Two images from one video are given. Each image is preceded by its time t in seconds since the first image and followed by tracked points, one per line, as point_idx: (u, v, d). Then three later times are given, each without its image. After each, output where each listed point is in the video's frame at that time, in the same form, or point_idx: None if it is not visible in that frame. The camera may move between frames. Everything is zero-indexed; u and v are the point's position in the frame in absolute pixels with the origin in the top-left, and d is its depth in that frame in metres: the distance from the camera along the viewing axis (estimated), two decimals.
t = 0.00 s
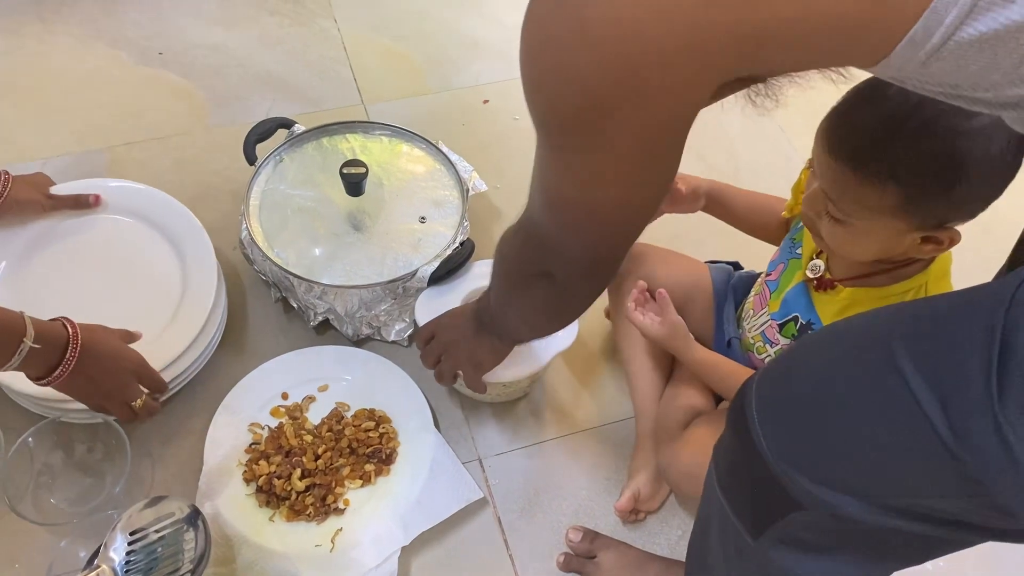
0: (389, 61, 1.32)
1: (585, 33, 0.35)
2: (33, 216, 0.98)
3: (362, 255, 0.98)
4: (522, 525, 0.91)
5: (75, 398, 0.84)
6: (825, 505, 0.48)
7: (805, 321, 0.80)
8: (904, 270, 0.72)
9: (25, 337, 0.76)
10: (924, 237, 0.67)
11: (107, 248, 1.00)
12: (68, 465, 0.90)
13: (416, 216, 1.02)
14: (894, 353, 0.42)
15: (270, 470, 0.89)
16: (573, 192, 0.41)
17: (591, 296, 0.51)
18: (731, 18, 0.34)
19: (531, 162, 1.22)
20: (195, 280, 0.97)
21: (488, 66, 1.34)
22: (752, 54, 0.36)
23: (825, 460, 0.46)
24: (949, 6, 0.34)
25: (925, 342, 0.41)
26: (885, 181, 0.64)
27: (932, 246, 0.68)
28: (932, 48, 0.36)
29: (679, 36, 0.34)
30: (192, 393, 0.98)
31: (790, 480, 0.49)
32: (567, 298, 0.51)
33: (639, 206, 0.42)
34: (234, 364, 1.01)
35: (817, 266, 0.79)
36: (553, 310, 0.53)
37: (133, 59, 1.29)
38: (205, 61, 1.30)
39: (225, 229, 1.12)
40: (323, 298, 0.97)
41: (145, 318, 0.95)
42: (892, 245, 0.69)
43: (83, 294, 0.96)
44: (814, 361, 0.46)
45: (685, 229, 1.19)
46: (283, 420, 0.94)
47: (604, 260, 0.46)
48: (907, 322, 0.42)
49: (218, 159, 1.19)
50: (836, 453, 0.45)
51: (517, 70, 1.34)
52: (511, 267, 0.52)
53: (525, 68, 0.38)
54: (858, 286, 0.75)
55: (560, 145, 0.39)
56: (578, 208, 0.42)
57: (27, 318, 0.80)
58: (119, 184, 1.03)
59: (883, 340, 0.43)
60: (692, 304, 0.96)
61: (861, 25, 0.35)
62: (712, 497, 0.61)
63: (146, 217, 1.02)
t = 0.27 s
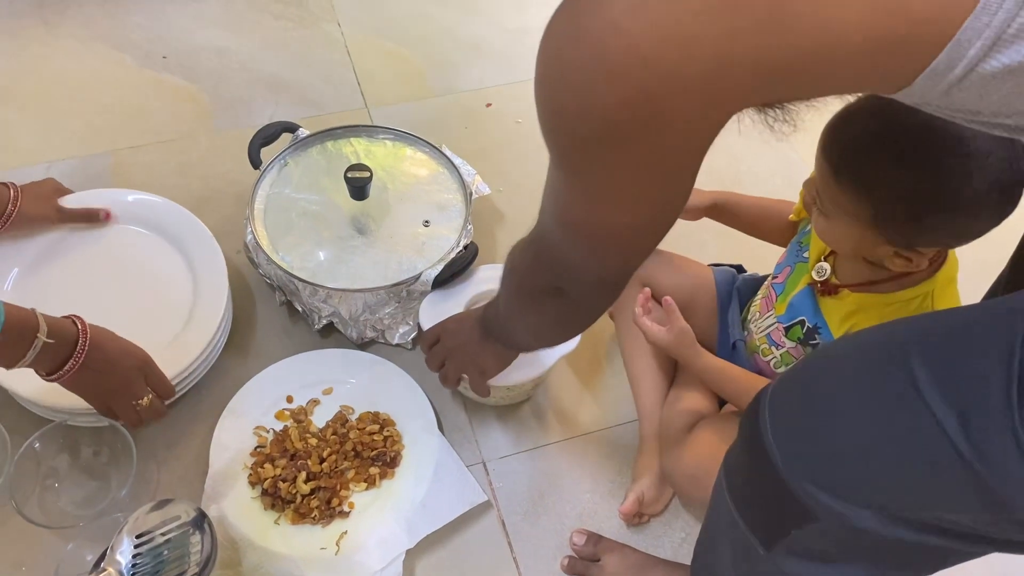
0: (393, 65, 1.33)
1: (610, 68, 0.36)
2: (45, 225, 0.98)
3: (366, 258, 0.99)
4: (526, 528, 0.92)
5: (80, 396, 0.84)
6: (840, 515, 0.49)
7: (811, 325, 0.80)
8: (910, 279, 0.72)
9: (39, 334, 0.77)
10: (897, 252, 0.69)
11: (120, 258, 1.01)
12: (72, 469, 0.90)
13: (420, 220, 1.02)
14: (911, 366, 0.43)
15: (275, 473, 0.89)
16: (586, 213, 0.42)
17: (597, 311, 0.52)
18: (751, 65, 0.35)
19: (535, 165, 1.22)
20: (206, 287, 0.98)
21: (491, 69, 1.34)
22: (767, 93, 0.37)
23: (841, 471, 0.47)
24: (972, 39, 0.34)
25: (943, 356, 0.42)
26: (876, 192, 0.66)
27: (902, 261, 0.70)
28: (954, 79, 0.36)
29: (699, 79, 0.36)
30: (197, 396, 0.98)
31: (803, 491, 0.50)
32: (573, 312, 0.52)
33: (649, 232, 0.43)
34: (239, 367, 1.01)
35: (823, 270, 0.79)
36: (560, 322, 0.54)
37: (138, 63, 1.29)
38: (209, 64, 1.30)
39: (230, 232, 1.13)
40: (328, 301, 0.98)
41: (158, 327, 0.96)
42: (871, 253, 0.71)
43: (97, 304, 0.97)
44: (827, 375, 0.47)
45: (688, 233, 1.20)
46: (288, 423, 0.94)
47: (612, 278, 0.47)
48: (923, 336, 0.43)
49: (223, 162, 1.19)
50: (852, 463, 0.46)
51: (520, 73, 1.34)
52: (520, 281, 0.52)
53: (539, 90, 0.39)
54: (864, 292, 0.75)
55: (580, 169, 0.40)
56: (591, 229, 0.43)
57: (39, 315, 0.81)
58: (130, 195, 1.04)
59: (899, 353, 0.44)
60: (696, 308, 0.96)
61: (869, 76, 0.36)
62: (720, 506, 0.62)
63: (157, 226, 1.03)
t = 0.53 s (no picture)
0: (392, 63, 1.32)
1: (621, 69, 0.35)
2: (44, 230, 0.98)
3: (364, 257, 0.99)
4: (525, 528, 0.91)
5: (86, 403, 0.83)
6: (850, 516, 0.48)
7: (812, 323, 0.80)
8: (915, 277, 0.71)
9: (49, 337, 0.77)
10: (902, 258, 0.68)
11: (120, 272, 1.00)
12: (69, 472, 0.90)
13: (418, 219, 1.02)
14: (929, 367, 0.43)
15: (273, 473, 0.89)
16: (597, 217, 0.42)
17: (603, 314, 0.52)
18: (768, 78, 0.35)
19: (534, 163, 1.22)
20: (206, 293, 0.98)
21: (490, 68, 1.34)
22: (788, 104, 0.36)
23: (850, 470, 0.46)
24: (1005, 48, 0.33)
25: (965, 357, 0.42)
26: (876, 201, 0.65)
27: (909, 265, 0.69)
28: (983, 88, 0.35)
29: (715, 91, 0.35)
30: (195, 396, 0.98)
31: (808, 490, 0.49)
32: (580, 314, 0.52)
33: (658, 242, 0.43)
34: (237, 366, 1.01)
35: (823, 267, 0.79)
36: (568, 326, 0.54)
37: (136, 61, 1.29)
38: (208, 63, 1.30)
39: (228, 231, 1.13)
40: (326, 301, 0.98)
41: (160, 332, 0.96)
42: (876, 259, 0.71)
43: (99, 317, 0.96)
44: (841, 373, 0.46)
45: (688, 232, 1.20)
46: (286, 423, 0.94)
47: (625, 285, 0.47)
48: (942, 336, 0.43)
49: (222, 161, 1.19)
50: (863, 463, 0.46)
51: (519, 72, 1.34)
52: (526, 283, 0.52)
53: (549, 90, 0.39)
54: (865, 289, 0.74)
55: (590, 173, 0.40)
56: (602, 235, 0.43)
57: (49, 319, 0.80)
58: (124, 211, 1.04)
59: (919, 354, 0.43)
60: (697, 305, 0.96)
61: (877, 91, 0.36)
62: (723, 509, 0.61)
63: (157, 237, 1.03)
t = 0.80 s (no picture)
0: (396, 61, 1.33)
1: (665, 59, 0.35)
2: (61, 219, 1.00)
3: (371, 253, 1.00)
4: (531, 520, 0.93)
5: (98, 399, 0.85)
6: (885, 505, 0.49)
7: (814, 315, 0.80)
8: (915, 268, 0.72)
9: (56, 333, 0.78)
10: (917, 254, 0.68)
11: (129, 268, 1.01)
12: (79, 465, 0.91)
13: (424, 215, 1.03)
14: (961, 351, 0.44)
15: (282, 466, 0.90)
16: (662, 235, 0.40)
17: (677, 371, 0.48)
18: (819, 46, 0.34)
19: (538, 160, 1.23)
20: (216, 282, 0.99)
21: (494, 65, 1.35)
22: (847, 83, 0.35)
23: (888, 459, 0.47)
24: None
25: (995, 339, 0.43)
26: (892, 210, 0.65)
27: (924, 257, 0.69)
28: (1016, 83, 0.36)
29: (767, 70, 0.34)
30: (203, 390, 0.99)
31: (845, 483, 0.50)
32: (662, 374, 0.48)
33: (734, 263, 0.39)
34: (245, 361, 1.02)
35: (826, 260, 0.80)
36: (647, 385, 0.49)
37: (142, 59, 1.30)
38: (213, 61, 1.31)
39: (235, 227, 1.14)
40: (334, 296, 0.99)
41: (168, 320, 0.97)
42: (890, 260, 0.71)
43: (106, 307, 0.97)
44: (872, 364, 0.47)
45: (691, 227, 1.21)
46: (294, 417, 0.95)
47: (705, 324, 0.43)
48: (971, 320, 0.45)
49: (229, 158, 1.20)
50: (899, 450, 0.47)
51: (522, 69, 1.35)
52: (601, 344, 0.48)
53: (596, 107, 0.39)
54: (865, 280, 0.75)
55: (648, 185, 0.39)
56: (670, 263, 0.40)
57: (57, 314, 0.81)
58: (138, 208, 1.05)
59: (949, 339, 0.45)
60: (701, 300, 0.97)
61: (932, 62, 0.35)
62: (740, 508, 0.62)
63: (165, 234, 1.04)
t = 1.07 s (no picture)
0: (396, 58, 1.33)
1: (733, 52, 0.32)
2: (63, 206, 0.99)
3: (371, 249, 1.00)
4: (530, 515, 0.93)
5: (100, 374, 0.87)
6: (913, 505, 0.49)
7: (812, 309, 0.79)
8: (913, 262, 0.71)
9: (33, 329, 0.79)
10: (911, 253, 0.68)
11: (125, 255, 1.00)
12: (80, 461, 0.91)
13: (424, 211, 1.03)
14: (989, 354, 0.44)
15: (282, 462, 0.90)
16: (767, 239, 0.36)
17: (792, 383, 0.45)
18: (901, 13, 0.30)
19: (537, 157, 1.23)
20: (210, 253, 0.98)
21: (494, 62, 1.35)
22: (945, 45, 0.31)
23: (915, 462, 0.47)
24: None
25: None
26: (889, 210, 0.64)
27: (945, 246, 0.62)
28: None
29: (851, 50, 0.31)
30: (204, 387, 0.99)
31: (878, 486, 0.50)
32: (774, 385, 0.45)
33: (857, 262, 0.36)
34: (245, 358, 1.02)
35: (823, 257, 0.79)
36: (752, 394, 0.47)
37: (142, 57, 1.30)
38: (213, 58, 1.31)
39: (236, 224, 1.14)
40: (333, 292, 0.99)
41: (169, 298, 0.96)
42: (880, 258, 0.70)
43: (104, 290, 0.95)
44: (906, 381, 0.47)
45: (691, 223, 1.21)
46: (294, 413, 0.95)
47: (825, 333, 0.39)
48: (1001, 322, 0.44)
49: (229, 155, 1.20)
50: (933, 452, 0.46)
51: (522, 66, 1.35)
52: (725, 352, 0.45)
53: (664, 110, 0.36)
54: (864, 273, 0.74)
55: (739, 188, 0.35)
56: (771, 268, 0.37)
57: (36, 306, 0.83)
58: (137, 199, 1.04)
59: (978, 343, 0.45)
60: (700, 295, 0.97)
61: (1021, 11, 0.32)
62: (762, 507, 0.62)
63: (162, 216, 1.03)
